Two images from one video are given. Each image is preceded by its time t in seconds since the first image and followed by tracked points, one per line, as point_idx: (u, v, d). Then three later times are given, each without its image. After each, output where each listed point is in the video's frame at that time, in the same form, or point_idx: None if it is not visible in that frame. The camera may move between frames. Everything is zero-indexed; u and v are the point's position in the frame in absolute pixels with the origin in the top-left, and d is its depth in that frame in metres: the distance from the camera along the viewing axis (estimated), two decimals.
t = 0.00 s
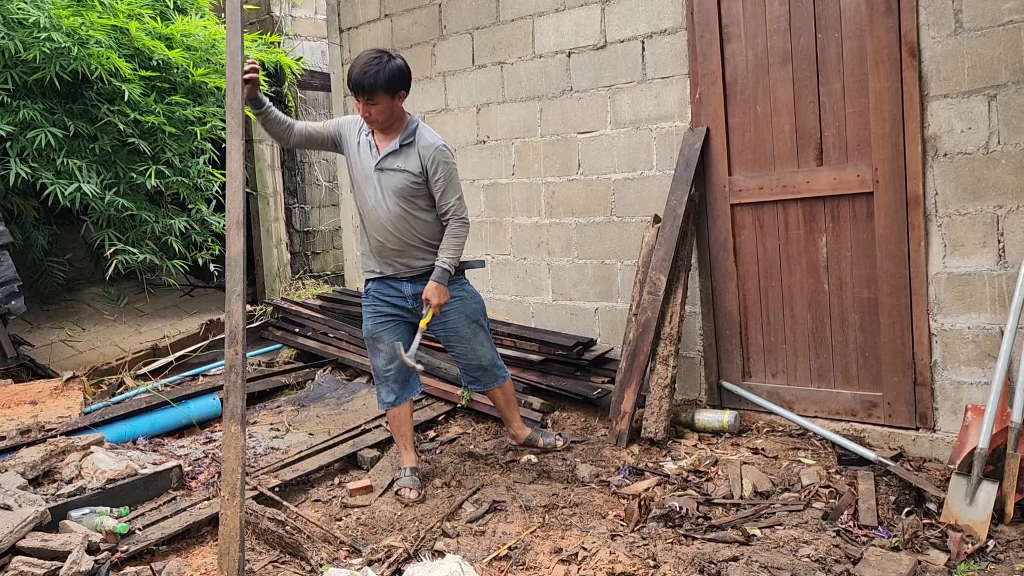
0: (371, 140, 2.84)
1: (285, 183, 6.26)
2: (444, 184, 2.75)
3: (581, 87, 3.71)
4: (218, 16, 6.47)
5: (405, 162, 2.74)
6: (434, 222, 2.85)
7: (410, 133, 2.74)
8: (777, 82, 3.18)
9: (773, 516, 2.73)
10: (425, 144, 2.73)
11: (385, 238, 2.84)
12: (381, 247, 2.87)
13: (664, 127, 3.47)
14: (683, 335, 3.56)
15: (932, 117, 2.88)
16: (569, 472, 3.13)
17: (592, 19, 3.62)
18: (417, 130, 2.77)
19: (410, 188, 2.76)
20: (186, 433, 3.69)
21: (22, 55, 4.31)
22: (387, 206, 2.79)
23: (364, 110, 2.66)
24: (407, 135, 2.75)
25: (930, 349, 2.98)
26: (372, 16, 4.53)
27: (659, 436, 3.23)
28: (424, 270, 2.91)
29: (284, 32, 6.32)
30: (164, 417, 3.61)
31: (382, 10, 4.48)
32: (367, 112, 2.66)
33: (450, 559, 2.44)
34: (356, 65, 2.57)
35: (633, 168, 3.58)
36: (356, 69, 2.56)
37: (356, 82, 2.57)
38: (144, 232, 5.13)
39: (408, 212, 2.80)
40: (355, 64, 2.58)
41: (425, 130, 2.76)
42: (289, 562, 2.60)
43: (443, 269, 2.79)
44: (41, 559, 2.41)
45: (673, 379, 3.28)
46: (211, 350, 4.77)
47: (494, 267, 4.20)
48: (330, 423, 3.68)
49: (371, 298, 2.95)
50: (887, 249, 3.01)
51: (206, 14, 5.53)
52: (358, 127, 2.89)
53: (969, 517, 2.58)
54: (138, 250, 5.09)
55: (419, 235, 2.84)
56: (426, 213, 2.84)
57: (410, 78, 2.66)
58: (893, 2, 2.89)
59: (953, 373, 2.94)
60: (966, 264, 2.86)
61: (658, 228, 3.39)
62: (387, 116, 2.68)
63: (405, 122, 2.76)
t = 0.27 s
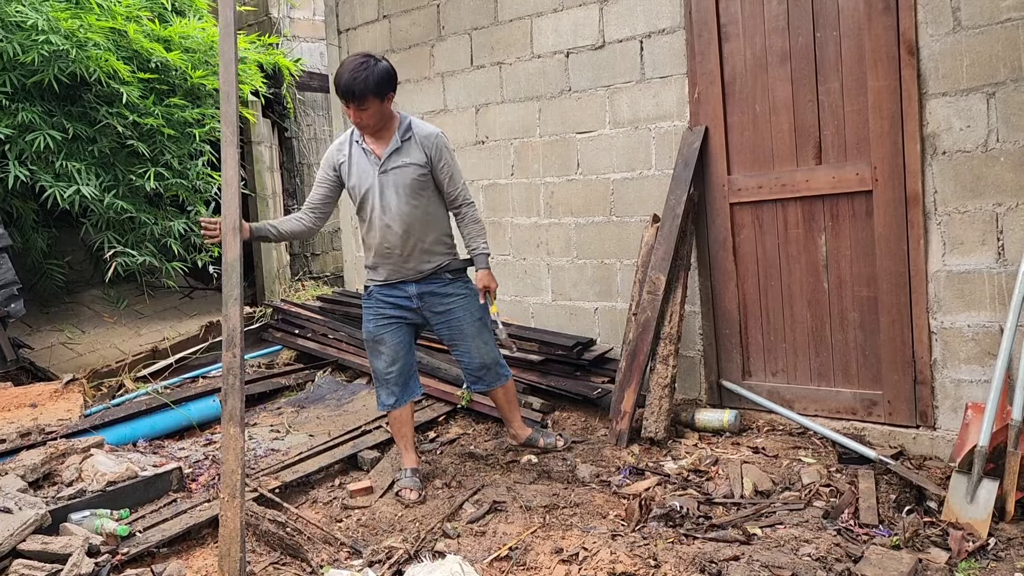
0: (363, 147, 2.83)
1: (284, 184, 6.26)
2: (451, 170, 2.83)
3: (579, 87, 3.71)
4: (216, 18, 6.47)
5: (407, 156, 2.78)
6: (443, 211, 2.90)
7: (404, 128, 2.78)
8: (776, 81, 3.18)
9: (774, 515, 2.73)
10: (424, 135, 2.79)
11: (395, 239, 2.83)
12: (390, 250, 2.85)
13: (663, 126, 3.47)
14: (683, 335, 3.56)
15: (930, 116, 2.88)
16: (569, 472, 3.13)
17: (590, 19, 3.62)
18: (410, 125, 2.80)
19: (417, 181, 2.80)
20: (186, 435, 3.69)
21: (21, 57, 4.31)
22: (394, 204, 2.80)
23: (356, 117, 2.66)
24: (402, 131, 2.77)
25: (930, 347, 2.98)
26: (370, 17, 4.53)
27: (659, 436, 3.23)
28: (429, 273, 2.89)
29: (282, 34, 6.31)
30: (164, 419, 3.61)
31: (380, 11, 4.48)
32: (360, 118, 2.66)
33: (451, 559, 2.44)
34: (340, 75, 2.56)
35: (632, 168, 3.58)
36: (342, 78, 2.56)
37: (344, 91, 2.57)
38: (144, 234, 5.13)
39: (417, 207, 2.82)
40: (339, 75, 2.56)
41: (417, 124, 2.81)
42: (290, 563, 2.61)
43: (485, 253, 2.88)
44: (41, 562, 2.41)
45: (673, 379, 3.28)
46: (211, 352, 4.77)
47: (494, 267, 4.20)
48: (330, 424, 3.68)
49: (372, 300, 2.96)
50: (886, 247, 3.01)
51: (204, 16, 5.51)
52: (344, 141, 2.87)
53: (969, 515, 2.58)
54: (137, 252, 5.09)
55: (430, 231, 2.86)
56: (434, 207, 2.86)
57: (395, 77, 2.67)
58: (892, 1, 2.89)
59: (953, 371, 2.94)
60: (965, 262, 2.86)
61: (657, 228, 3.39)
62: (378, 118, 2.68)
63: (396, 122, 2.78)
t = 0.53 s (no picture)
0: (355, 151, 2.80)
1: (283, 186, 6.26)
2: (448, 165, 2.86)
3: (578, 87, 3.70)
4: (214, 20, 6.47)
5: (404, 156, 2.77)
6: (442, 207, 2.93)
7: (397, 128, 2.78)
8: (774, 80, 3.18)
9: (775, 514, 2.73)
10: (419, 133, 2.81)
11: (398, 240, 2.82)
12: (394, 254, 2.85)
13: (662, 126, 3.47)
14: (683, 334, 3.55)
15: (929, 113, 2.88)
16: (570, 472, 3.12)
17: (589, 19, 3.62)
18: (402, 124, 2.81)
19: (416, 180, 2.80)
20: (187, 438, 3.68)
21: (19, 60, 4.30)
22: (395, 205, 2.79)
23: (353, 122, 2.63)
24: (395, 131, 2.77)
25: (931, 346, 2.98)
26: (369, 18, 4.53)
27: (660, 436, 3.23)
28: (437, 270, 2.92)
29: (280, 36, 6.33)
30: (165, 422, 3.60)
31: (379, 12, 4.47)
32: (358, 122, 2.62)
33: (452, 560, 2.44)
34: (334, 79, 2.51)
35: (632, 167, 3.58)
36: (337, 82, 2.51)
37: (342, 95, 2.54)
38: (143, 237, 5.14)
39: (417, 207, 2.82)
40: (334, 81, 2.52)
41: (409, 122, 2.81)
42: (291, 565, 2.60)
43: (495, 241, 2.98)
44: (42, 565, 2.41)
45: (673, 378, 3.27)
46: (211, 355, 4.77)
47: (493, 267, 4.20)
48: (331, 426, 3.68)
49: (377, 305, 2.95)
50: (886, 245, 3.01)
51: (202, 18, 5.53)
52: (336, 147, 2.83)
53: (971, 513, 2.58)
54: (137, 255, 5.09)
55: (432, 229, 2.87)
56: (434, 206, 2.87)
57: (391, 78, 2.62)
58: None
59: (954, 369, 2.94)
60: (966, 260, 2.86)
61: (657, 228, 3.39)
62: (375, 121, 2.65)
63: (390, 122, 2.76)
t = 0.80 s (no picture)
0: (356, 145, 2.77)
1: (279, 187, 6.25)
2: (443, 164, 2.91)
3: (574, 87, 3.70)
4: (209, 20, 6.45)
5: (405, 152, 2.79)
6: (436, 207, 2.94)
7: (397, 126, 2.80)
8: (770, 79, 3.19)
9: (773, 514, 2.73)
10: (417, 131, 2.83)
11: (398, 236, 2.80)
12: (394, 250, 2.81)
13: (658, 126, 3.47)
14: (680, 334, 3.55)
15: (925, 113, 2.89)
16: (567, 472, 3.12)
17: (585, 19, 3.62)
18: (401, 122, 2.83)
19: (416, 176, 2.82)
20: (183, 439, 3.67)
21: (13, 62, 4.28)
22: (395, 200, 2.77)
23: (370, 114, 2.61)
24: (396, 128, 2.79)
25: (927, 345, 2.98)
26: (364, 18, 4.52)
27: (657, 435, 3.23)
28: (436, 267, 2.91)
29: (275, 36, 6.27)
30: (161, 424, 3.59)
31: (374, 12, 4.47)
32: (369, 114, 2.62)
33: (450, 561, 2.44)
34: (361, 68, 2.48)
35: (628, 167, 3.57)
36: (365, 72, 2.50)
37: (368, 85, 2.52)
38: (138, 238, 5.12)
39: (417, 204, 2.83)
40: (358, 71, 2.50)
41: (408, 121, 2.84)
42: (289, 566, 2.60)
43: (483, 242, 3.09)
44: (38, 568, 2.40)
45: (670, 378, 3.27)
46: (207, 356, 4.76)
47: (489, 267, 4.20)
48: (327, 427, 3.67)
49: (375, 307, 2.91)
50: (882, 244, 3.01)
51: (197, 18, 5.51)
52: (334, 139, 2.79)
53: (967, 511, 2.58)
54: (132, 256, 5.08)
55: (429, 226, 2.88)
56: (431, 204, 2.89)
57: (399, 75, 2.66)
58: None
59: (950, 368, 2.95)
60: (962, 259, 2.87)
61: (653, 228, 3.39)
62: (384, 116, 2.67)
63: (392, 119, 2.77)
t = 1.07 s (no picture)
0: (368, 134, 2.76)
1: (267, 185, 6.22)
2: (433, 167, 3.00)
3: (564, 85, 3.70)
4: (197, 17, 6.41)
5: (410, 148, 2.84)
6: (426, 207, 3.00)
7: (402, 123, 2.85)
8: (760, 78, 3.19)
9: (762, 511, 2.74)
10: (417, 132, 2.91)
11: (404, 229, 2.81)
12: (400, 243, 2.82)
13: (648, 124, 3.47)
14: (670, 332, 3.55)
15: (913, 112, 2.90)
16: (557, 470, 3.12)
17: (575, 18, 3.61)
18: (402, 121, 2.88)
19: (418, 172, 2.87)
20: (170, 438, 3.65)
21: None
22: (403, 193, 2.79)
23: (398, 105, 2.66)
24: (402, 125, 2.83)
25: (914, 343, 3.00)
26: (353, 16, 4.50)
27: (647, 433, 3.23)
28: (430, 262, 2.95)
29: (264, 34, 6.28)
30: (148, 422, 3.57)
31: (363, 10, 4.45)
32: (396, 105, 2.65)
33: (439, 559, 2.43)
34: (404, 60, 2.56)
35: (618, 166, 3.58)
36: (406, 61, 2.56)
37: (406, 77, 2.59)
38: (125, 236, 5.09)
39: (418, 200, 2.87)
40: (398, 60, 2.55)
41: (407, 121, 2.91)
42: (277, 565, 2.59)
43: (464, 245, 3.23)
44: (24, 568, 2.38)
45: (660, 376, 3.28)
46: (194, 355, 4.74)
47: (478, 266, 4.19)
48: (316, 425, 3.65)
49: (372, 306, 2.86)
50: (870, 243, 3.02)
51: (185, 15, 5.48)
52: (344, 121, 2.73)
53: (955, 508, 2.60)
54: (120, 254, 5.05)
55: (425, 224, 2.92)
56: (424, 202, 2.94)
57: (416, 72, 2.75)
58: None
59: (938, 366, 2.96)
60: (949, 257, 2.88)
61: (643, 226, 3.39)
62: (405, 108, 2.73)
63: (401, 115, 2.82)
